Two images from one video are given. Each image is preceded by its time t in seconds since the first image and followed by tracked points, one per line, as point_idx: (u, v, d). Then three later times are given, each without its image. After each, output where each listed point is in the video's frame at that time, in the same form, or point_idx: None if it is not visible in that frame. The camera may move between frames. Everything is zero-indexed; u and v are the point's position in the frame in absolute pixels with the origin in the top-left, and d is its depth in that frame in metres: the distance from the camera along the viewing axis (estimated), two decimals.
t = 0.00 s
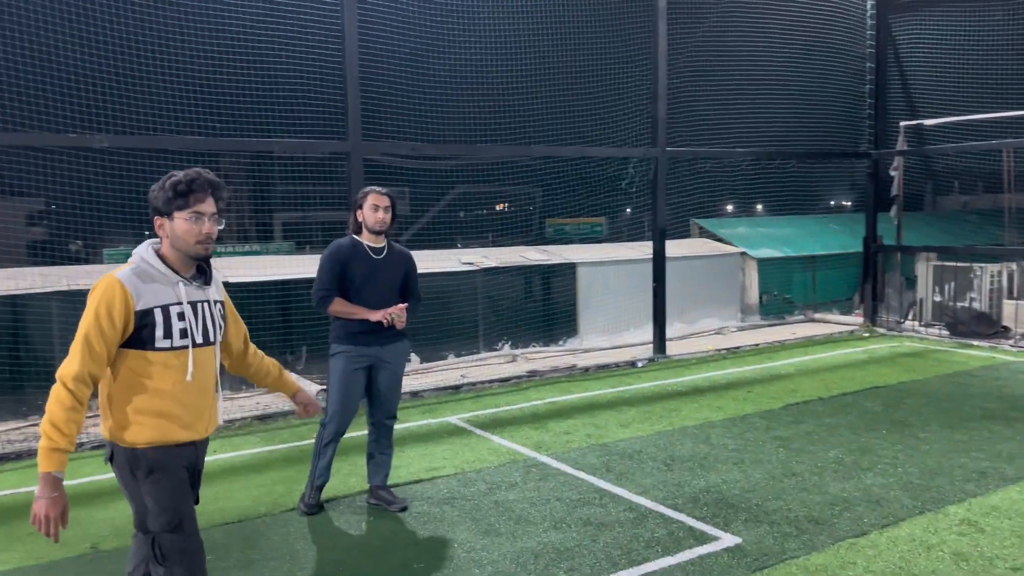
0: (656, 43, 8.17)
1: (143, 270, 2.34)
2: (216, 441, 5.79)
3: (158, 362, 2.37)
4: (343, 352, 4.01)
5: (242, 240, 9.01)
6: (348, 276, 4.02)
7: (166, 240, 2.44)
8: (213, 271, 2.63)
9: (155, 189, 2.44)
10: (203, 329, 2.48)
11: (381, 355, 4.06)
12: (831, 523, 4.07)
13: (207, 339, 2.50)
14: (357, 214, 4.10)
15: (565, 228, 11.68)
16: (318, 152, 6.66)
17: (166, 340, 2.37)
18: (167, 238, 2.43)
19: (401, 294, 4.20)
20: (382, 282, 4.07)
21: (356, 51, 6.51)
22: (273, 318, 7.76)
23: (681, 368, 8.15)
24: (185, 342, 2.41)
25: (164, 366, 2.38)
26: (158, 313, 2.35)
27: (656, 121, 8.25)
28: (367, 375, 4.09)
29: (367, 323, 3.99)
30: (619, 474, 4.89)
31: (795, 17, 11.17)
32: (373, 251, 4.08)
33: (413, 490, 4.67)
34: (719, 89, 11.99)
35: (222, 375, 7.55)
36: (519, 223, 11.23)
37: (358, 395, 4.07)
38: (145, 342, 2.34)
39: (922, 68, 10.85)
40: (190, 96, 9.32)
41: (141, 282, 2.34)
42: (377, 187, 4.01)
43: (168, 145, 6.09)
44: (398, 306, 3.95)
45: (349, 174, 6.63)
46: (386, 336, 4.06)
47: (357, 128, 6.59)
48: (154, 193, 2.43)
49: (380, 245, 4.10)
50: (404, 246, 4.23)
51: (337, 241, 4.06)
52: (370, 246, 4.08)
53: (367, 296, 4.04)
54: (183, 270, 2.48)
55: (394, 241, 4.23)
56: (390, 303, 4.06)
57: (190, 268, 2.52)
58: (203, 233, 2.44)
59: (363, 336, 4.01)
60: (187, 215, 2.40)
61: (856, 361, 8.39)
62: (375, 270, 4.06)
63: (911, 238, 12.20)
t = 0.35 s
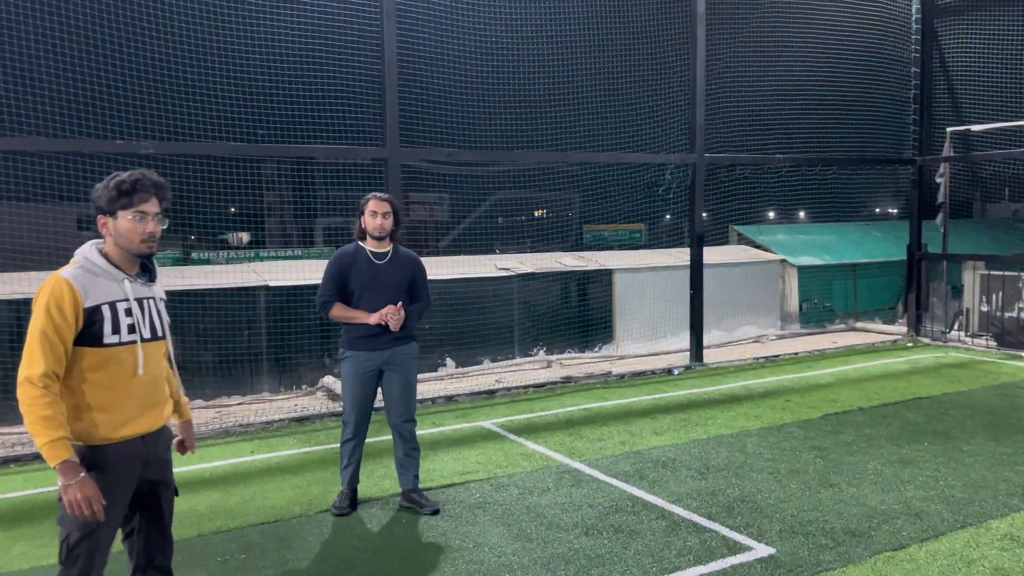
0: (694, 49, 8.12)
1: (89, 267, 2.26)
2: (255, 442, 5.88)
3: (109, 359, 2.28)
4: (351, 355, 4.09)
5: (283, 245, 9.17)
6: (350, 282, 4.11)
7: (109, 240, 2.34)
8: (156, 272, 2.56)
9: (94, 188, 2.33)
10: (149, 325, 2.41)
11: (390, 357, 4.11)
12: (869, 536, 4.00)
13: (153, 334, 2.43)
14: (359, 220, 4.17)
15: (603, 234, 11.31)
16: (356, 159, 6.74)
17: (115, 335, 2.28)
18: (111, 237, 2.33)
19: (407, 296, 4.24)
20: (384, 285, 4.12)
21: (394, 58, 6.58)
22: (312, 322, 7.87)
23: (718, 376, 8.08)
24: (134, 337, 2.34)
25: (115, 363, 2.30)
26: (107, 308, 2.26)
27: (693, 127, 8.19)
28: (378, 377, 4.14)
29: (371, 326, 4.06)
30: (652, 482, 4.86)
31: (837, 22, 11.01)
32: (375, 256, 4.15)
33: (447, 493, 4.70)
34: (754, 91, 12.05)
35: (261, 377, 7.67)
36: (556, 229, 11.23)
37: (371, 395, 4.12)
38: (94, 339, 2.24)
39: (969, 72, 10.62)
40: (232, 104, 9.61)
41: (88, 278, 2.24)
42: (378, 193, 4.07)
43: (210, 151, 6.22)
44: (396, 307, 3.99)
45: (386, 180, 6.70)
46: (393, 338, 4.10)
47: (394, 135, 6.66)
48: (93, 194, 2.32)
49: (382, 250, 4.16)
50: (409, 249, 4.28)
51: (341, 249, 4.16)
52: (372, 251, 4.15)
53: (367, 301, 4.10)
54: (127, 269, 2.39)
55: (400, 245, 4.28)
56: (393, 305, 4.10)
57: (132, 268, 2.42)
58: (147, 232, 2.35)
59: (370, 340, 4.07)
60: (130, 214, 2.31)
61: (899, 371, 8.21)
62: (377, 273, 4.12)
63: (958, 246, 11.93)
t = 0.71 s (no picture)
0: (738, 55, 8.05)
1: (24, 275, 2.35)
2: (297, 445, 5.96)
3: (49, 365, 2.39)
4: (373, 362, 4.12)
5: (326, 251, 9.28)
6: (366, 292, 4.07)
7: (42, 248, 2.43)
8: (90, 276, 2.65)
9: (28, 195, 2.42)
10: (87, 330, 2.52)
11: (412, 360, 4.13)
12: (916, 552, 3.90)
13: (91, 339, 2.54)
14: (370, 227, 4.14)
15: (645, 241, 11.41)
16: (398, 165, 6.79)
17: (54, 342, 2.40)
18: (44, 246, 2.41)
19: (424, 299, 4.21)
20: (400, 292, 4.08)
21: (436, 66, 6.63)
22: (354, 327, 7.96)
23: (761, 385, 7.95)
24: (72, 342, 2.45)
25: (58, 368, 2.41)
26: (46, 315, 2.37)
27: (737, 134, 8.10)
28: (402, 380, 4.18)
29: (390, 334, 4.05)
30: (692, 492, 4.81)
31: (885, 26, 10.81)
32: (388, 263, 4.10)
33: (486, 499, 4.71)
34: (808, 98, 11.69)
35: (303, 381, 7.76)
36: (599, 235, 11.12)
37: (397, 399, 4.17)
38: (32, 348, 2.35)
39: None
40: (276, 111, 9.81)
41: (24, 288, 2.33)
42: (388, 200, 4.04)
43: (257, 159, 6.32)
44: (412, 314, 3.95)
45: (427, 187, 6.75)
46: (414, 342, 4.12)
47: (436, 142, 6.70)
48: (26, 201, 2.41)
49: (395, 257, 4.12)
50: (422, 251, 4.23)
51: (354, 261, 4.11)
52: (385, 259, 4.11)
53: (385, 310, 4.07)
54: (62, 275, 2.48)
55: (412, 249, 4.24)
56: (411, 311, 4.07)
57: (67, 274, 2.52)
58: (78, 240, 2.44)
59: (393, 345, 4.09)
60: (62, 223, 2.39)
61: (949, 382, 8.00)
62: (392, 280, 4.08)
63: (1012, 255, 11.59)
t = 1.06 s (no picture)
0: (774, 59, 7.97)
1: None
2: (332, 447, 6.01)
3: None
4: (405, 365, 4.12)
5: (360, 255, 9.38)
6: (396, 294, 4.06)
7: None
8: (38, 284, 2.63)
9: None
10: (11, 339, 2.49)
11: (444, 362, 4.14)
12: (959, 562, 3.81)
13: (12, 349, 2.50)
14: (398, 230, 4.13)
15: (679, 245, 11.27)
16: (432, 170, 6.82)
17: None
18: None
19: (452, 301, 4.21)
20: (430, 294, 4.08)
21: (471, 72, 6.67)
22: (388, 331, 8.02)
23: (797, 392, 7.85)
24: None
25: None
26: None
27: (773, 138, 8.02)
28: (432, 383, 4.19)
29: (421, 335, 4.05)
30: (728, 498, 4.77)
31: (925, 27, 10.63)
32: (418, 265, 4.11)
33: (519, 503, 4.70)
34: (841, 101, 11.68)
35: (338, 384, 7.82)
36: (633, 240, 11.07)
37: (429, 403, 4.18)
38: None
39: None
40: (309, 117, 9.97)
41: None
42: (418, 203, 4.04)
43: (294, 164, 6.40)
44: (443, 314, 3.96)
45: (461, 191, 6.77)
46: (444, 344, 4.13)
47: (471, 147, 6.73)
48: None
49: (424, 259, 4.12)
50: (449, 253, 4.24)
51: (382, 264, 4.10)
52: (415, 262, 4.11)
53: (415, 311, 4.06)
54: None
55: (439, 252, 4.25)
56: (441, 313, 4.08)
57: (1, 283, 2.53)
58: None
59: (424, 348, 4.09)
60: None
61: (991, 390, 7.83)
62: (422, 282, 4.08)
63: None
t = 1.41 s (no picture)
0: (793, 60, 7.92)
1: None
2: (350, 446, 6.03)
3: None
4: (425, 363, 4.12)
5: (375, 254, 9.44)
6: (419, 291, 4.07)
7: None
8: None
9: None
10: None
11: (464, 362, 4.15)
12: (983, 568, 3.77)
13: None
14: (424, 229, 4.15)
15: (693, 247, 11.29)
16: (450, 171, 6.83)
17: None
18: None
19: (473, 300, 4.22)
20: (452, 293, 4.08)
21: (490, 72, 6.66)
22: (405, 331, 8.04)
23: (816, 394, 7.79)
24: None
25: None
26: None
27: (792, 139, 7.97)
28: (452, 383, 4.19)
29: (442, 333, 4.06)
30: (746, 501, 4.74)
31: (946, 28, 10.54)
32: (442, 264, 4.11)
33: (537, 504, 4.70)
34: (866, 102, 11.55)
35: (355, 383, 7.85)
36: (646, 242, 11.13)
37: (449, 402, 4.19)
38: None
39: None
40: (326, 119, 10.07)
41: None
42: (444, 202, 4.06)
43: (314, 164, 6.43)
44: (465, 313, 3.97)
45: (479, 191, 6.76)
46: (464, 343, 4.13)
47: (489, 148, 6.73)
48: None
49: (448, 259, 4.13)
50: (472, 253, 4.23)
51: (405, 260, 4.11)
52: (439, 260, 4.12)
53: (436, 309, 4.06)
54: None
55: (462, 252, 4.26)
56: (462, 312, 4.08)
57: None
58: None
59: (444, 346, 4.09)
60: None
61: (1013, 394, 7.74)
62: (445, 281, 4.08)
63: None
